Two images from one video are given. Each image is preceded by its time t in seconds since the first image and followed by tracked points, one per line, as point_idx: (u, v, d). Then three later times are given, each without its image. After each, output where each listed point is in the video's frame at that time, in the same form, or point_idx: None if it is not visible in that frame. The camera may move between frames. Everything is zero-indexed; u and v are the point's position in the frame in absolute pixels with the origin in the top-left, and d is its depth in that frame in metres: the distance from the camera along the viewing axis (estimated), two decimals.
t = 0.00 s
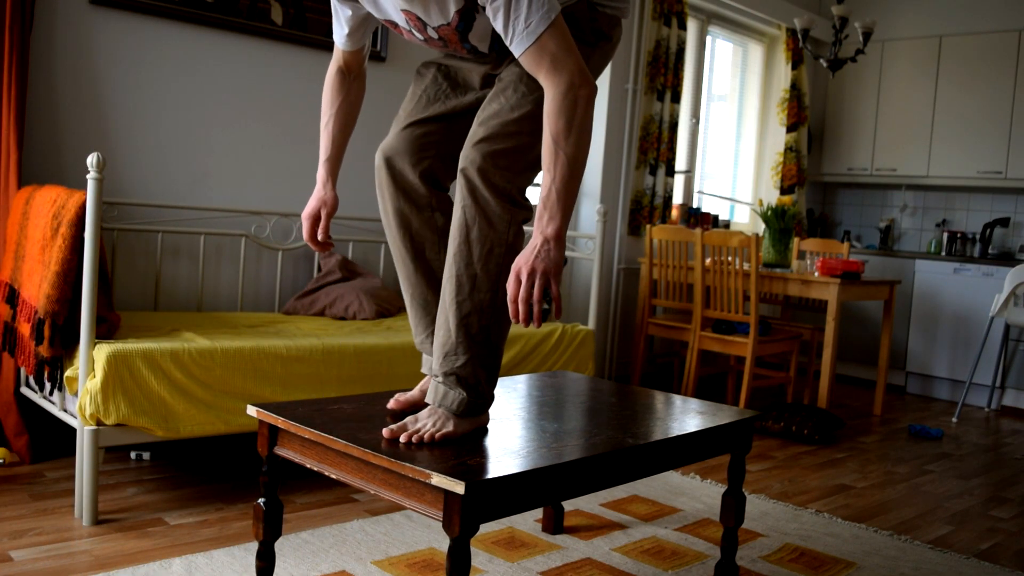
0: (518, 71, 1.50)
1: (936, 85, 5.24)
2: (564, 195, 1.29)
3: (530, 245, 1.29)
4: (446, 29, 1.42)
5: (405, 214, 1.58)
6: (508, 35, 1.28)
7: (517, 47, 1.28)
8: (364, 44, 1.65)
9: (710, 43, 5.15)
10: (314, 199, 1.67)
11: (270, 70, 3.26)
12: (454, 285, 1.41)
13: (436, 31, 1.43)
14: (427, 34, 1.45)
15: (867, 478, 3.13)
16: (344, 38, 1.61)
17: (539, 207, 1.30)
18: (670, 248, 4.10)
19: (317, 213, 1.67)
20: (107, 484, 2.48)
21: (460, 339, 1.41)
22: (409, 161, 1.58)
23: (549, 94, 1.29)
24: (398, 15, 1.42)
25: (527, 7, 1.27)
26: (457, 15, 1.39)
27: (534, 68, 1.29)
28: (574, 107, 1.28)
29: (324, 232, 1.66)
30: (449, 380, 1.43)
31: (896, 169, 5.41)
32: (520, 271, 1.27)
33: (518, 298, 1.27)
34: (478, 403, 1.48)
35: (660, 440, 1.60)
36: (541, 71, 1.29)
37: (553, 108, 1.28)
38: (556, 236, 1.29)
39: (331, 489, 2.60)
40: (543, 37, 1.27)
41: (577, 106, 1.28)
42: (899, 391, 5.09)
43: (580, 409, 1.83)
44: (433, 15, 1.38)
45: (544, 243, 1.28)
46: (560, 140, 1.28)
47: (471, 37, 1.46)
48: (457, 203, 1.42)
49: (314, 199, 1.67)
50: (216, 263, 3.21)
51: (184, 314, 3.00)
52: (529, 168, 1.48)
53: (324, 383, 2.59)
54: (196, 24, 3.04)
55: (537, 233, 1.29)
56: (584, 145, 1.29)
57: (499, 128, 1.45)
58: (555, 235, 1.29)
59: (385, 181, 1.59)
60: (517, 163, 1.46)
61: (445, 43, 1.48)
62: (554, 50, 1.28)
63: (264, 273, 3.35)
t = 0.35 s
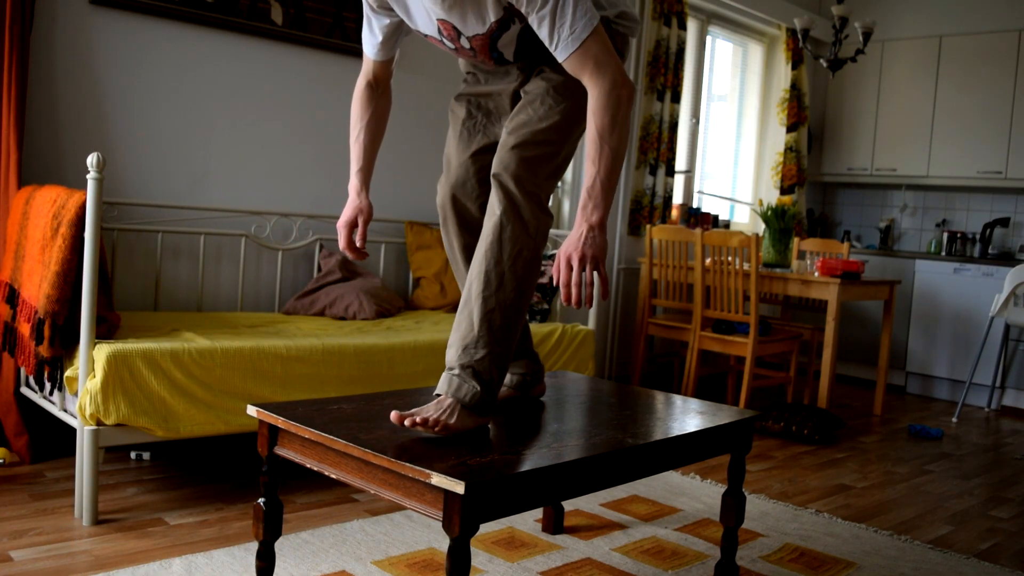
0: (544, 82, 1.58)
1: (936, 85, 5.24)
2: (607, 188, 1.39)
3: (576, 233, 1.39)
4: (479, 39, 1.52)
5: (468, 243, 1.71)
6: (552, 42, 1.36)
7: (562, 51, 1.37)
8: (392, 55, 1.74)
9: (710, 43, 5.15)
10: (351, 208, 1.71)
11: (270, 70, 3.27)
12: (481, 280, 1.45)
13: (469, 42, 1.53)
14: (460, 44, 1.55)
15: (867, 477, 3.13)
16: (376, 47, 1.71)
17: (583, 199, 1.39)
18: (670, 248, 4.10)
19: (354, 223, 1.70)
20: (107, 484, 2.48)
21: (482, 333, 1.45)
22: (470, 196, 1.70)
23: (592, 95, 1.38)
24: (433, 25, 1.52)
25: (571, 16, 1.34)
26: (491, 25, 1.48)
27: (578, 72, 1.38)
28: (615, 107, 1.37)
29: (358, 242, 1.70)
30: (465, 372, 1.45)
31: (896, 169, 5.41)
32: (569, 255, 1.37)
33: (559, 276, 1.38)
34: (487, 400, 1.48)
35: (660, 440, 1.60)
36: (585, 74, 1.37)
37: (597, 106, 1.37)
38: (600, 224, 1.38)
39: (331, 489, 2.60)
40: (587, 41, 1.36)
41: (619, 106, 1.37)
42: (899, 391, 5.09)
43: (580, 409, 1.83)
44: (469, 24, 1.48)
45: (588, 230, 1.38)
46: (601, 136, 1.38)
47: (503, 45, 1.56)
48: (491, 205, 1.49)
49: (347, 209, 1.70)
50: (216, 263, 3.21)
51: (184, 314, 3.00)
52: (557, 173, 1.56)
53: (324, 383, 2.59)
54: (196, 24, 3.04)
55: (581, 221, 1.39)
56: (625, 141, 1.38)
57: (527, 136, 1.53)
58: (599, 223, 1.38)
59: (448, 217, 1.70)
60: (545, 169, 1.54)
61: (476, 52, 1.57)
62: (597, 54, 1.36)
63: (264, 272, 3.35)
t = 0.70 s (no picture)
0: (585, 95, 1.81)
1: (936, 85, 5.24)
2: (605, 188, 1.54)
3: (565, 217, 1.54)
4: (515, 48, 1.68)
5: (495, 234, 1.78)
6: (573, 51, 1.51)
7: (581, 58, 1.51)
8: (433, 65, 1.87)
9: (710, 43, 5.15)
10: (403, 207, 1.80)
11: (270, 70, 3.27)
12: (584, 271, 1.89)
13: (506, 51, 1.70)
14: (497, 53, 1.72)
15: (867, 478, 3.13)
16: (416, 55, 1.84)
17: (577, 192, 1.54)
18: (670, 248, 4.10)
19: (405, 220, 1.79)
20: (107, 484, 2.48)
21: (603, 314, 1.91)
22: (501, 185, 1.79)
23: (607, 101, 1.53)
24: (471, 39, 1.68)
25: (593, 30, 1.49)
26: (526, 36, 1.65)
27: (595, 79, 1.53)
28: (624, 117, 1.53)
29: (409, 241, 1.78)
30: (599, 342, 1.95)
31: (896, 169, 5.41)
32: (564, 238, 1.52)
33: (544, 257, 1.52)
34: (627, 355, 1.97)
35: (660, 440, 1.60)
36: (601, 81, 1.52)
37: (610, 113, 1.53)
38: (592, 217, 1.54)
39: (331, 489, 2.60)
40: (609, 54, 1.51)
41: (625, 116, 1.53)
42: (899, 391, 5.09)
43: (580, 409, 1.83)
44: (506, 36, 1.64)
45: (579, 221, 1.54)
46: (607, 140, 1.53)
47: (537, 54, 1.73)
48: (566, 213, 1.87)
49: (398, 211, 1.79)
50: (216, 263, 3.21)
51: (184, 314, 3.00)
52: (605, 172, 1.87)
53: (324, 383, 2.59)
54: (196, 24, 3.04)
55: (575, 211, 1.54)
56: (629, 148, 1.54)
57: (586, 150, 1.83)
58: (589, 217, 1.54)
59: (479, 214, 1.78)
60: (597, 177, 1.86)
61: (512, 60, 1.74)
62: (617, 67, 1.52)
63: (264, 272, 3.35)
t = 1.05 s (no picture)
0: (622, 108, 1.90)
1: (935, 85, 5.24)
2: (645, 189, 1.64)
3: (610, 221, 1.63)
4: (560, 53, 1.77)
5: (521, 232, 1.86)
6: (617, 54, 1.62)
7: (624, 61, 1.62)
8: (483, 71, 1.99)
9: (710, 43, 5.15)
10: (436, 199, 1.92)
11: (270, 70, 3.27)
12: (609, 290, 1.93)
13: (551, 55, 1.78)
14: (542, 58, 1.80)
15: (867, 478, 3.13)
16: (466, 60, 1.95)
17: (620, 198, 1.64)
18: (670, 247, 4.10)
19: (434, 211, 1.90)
20: (107, 484, 2.48)
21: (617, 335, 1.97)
22: (532, 185, 1.89)
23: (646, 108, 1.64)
24: (518, 44, 1.77)
25: (636, 35, 1.60)
26: (572, 40, 1.73)
27: (636, 83, 1.63)
28: (663, 123, 1.63)
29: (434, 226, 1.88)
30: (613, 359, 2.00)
31: (896, 169, 5.41)
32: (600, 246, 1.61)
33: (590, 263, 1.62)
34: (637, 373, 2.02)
35: (660, 440, 1.60)
36: (642, 87, 1.63)
37: (649, 119, 1.64)
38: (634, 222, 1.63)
39: (331, 489, 2.60)
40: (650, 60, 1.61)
41: (662, 122, 1.63)
42: (899, 391, 5.09)
43: (580, 409, 1.83)
44: (552, 40, 1.73)
45: (621, 226, 1.62)
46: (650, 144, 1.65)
47: (580, 58, 1.79)
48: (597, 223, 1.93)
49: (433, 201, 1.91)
50: (216, 263, 3.21)
51: (184, 314, 3.00)
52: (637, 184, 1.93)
53: (324, 383, 2.59)
54: (195, 24, 3.04)
55: (617, 216, 1.63)
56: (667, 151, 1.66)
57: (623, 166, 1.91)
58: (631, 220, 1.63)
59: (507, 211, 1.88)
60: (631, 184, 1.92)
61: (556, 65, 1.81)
62: (657, 74, 1.62)
63: (264, 272, 3.35)
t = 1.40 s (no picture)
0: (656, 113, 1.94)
1: (936, 85, 5.24)
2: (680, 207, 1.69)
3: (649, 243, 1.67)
4: (604, 67, 1.84)
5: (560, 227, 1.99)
6: (651, 70, 1.67)
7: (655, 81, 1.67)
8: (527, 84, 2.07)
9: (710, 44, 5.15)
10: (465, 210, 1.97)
11: (270, 70, 3.26)
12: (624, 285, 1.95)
13: (595, 70, 1.86)
14: (587, 72, 1.88)
15: (867, 478, 3.13)
16: (509, 74, 2.03)
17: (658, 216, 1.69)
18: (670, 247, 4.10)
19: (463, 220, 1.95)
20: (107, 484, 2.48)
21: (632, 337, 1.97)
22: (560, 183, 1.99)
23: (676, 127, 1.69)
24: (566, 58, 1.87)
25: (670, 52, 1.65)
26: (615, 57, 1.80)
27: (669, 102, 1.68)
28: (694, 141, 1.68)
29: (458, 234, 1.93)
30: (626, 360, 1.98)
31: (896, 169, 5.41)
32: (640, 265, 1.65)
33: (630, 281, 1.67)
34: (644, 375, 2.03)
35: (660, 440, 1.60)
36: (674, 107, 1.68)
37: (680, 138, 1.68)
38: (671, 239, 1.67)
39: (331, 489, 2.60)
40: (682, 80, 1.66)
41: (695, 142, 1.68)
42: (899, 391, 5.09)
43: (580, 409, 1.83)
44: (596, 57, 1.81)
45: (661, 244, 1.66)
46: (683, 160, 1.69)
47: (624, 73, 1.86)
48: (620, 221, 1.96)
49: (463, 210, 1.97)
50: (216, 263, 3.21)
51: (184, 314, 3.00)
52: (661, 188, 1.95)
53: (324, 383, 2.59)
54: (195, 24, 3.04)
55: (656, 235, 1.67)
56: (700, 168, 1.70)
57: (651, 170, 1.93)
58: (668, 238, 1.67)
59: (542, 201, 1.99)
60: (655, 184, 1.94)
61: (600, 80, 1.89)
62: (688, 94, 1.67)
63: (264, 272, 3.35)
